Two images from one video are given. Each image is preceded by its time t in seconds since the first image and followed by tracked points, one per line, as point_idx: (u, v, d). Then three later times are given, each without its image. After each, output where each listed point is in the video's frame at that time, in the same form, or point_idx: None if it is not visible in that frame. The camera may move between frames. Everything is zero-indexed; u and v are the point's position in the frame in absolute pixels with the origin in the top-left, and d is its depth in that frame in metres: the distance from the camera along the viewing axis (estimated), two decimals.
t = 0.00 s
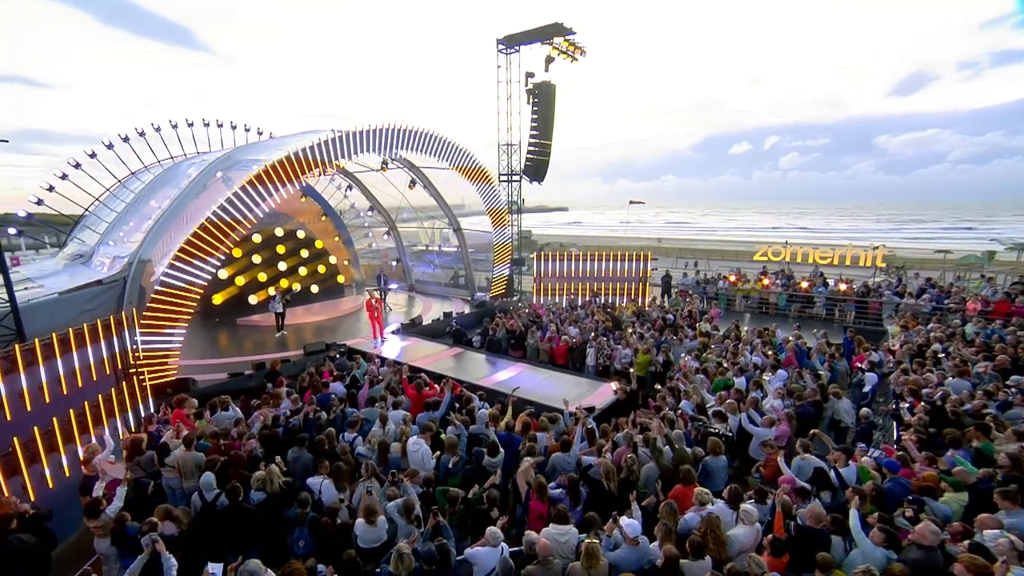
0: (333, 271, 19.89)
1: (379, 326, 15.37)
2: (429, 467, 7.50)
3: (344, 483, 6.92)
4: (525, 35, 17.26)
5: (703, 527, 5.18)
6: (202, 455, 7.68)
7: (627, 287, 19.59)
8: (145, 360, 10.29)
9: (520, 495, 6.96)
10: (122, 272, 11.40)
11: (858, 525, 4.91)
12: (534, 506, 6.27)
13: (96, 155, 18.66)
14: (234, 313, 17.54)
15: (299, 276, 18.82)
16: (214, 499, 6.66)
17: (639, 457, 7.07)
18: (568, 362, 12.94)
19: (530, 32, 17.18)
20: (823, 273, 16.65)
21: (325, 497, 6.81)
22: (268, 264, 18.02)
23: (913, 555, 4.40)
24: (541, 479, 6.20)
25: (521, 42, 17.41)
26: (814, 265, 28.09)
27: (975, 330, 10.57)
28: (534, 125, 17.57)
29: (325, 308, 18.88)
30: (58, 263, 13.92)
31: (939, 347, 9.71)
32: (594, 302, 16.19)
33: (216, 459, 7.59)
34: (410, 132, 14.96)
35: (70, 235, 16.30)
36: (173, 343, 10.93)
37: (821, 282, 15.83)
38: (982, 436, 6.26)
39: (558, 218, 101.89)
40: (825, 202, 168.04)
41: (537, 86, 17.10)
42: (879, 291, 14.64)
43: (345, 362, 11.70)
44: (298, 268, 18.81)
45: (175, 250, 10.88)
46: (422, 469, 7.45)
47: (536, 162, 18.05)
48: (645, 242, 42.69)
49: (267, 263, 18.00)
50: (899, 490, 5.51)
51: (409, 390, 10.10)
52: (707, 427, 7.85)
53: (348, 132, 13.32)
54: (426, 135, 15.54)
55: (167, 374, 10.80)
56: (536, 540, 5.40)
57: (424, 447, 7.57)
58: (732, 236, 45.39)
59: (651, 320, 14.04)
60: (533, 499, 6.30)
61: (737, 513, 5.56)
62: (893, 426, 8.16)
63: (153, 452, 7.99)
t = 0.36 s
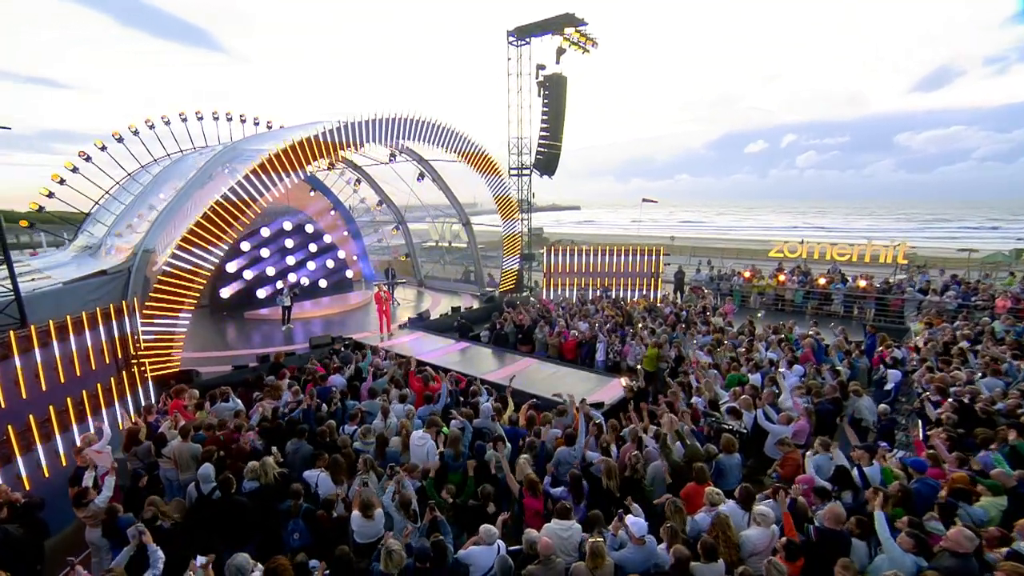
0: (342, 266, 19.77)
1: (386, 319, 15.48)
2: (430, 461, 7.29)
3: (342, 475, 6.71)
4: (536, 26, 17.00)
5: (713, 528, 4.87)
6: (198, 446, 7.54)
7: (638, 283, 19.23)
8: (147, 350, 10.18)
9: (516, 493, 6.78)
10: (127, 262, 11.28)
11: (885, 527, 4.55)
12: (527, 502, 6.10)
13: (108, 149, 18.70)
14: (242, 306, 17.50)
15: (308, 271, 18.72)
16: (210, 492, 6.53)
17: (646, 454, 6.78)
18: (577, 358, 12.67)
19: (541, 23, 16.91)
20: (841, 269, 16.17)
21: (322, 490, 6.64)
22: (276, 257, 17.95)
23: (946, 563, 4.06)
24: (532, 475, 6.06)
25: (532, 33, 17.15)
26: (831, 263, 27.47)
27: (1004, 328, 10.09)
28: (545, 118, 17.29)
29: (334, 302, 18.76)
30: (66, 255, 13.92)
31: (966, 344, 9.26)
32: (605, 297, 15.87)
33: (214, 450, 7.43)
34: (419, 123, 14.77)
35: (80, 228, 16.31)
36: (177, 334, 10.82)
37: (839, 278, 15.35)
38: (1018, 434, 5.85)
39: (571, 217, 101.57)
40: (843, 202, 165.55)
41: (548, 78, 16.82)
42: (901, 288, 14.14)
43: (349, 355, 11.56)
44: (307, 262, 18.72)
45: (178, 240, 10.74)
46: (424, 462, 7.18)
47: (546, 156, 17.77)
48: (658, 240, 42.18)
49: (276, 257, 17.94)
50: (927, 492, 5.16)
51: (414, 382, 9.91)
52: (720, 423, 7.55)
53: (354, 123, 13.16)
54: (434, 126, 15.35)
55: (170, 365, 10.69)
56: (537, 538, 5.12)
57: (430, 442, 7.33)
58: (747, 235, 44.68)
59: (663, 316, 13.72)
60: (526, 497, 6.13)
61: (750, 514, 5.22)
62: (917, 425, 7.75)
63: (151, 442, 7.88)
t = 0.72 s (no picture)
0: (351, 261, 19.61)
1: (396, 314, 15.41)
2: (433, 457, 7.06)
3: (340, 470, 6.47)
4: (548, 18, 16.69)
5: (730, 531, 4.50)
6: (195, 438, 7.39)
7: (652, 279, 18.80)
8: (150, 342, 10.05)
9: (512, 493, 6.45)
10: (132, 254, 11.20)
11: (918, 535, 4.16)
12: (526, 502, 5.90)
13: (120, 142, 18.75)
14: (250, 301, 17.41)
15: (317, 266, 18.58)
16: (202, 485, 6.27)
17: (654, 453, 6.66)
18: (587, 354, 12.37)
19: (554, 15, 16.59)
20: (863, 267, 15.60)
21: (319, 484, 6.42)
22: (285, 252, 17.85)
23: None
24: (530, 474, 5.85)
25: (544, 25, 16.84)
26: (851, 263, 26.76)
27: None
28: (557, 111, 16.96)
29: (342, 297, 18.59)
30: (76, 247, 13.92)
31: (1001, 343, 8.73)
32: (617, 293, 15.51)
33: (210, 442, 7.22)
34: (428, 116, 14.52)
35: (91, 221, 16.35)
36: (180, 325, 10.66)
37: (861, 276, 14.81)
38: None
39: (585, 218, 101.02)
40: (862, 204, 162.74)
41: (559, 71, 16.48)
42: (927, 286, 13.57)
43: (354, 348, 11.37)
44: (316, 257, 18.58)
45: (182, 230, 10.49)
46: (428, 462, 6.97)
47: (558, 150, 17.43)
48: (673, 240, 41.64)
49: (285, 251, 17.84)
50: (964, 497, 4.79)
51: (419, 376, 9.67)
52: (737, 421, 7.21)
53: (361, 114, 12.92)
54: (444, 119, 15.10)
55: (173, 357, 10.56)
56: (539, 539, 4.80)
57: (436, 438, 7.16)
58: (764, 235, 43.89)
59: (677, 313, 13.34)
60: (525, 497, 5.91)
61: (769, 519, 4.84)
62: (948, 427, 7.27)
63: (147, 433, 7.71)
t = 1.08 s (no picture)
0: (362, 257, 19.40)
1: (406, 309, 15.14)
2: (436, 454, 6.79)
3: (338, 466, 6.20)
4: (562, 9, 16.35)
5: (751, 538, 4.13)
6: (192, 430, 7.24)
7: (668, 277, 18.35)
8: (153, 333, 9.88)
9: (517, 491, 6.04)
10: (138, 245, 11.07)
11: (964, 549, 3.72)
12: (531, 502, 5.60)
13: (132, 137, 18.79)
14: (260, 296, 17.30)
15: (327, 261, 18.43)
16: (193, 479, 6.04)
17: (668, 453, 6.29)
18: (600, 351, 12.09)
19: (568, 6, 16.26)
20: (889, 264, 15.02)
21: (316, 479, 6.16)
22: (295, 247, 17.73)
23: None
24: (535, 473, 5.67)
25: (557, 16, 16.52)
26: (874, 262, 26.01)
27: None
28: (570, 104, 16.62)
29: (353, 292, 18.41)
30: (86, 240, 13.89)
31: None
32: (631, 290, 15.12)
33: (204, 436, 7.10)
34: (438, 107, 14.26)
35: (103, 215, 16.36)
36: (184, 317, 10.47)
37: (887, 273, 14.24)
38: None
39: (598, 218, 100.48)
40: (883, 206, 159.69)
41: (572, 63, 16.11)
42: (957, 284, 12.97)
43: (361, 343, 11.16)
44: (326, 253, 18.44)
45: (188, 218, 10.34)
46: (429, 461, 6.73)
47: (571, 144, 17.07)
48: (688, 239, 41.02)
49: (295, 247, 17.72)
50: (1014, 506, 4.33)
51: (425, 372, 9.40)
52: (758, 420, 6.84)
53: (369, 103, 12.71)
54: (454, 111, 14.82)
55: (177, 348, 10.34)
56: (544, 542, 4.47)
57: (440, 433, 6.89)
58: (783, 236, 43.05)
59: (693, 310, 12.95)
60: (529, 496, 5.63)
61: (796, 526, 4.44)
62: (987, 431, 6.78)
63: (145, 426, 7.56)
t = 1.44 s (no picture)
0: (374, 252, 19.21)
1: (416, 304, 14.84)
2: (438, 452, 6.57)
3: (337, 463, 5.95)
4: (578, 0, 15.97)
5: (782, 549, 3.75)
6: (189, 423, 7.07)
7: (685, 274, 17.89)
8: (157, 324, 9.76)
9: (531, 493, 5.69)
10: (144, 237, 10.91)
11: None
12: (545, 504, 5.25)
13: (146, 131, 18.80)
14: (270, 292, 17.19)
15: (338, 257, 18.27)
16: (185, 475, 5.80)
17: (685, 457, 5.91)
18: (615, 348, 11.80)
19: None
20: (919, 262, 14.40)
21: (313, 476, 5.97)
22: (306, 242, 17.60)
23: None
24: (552, 471, 5.30)
25: (574, 8, 16.14)
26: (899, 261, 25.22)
27: None
28: (585, 97, 16.22)
29: (364, 288, 18.24)
30: (97, 233, 13.83)
31: None
32: (647, 286, 14.72)
33: (201, 431, 7.01)
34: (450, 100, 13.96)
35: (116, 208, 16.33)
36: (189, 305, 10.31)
37: (916, 271, 13.64)
38: None
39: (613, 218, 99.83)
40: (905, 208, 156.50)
41: (587, 56, 15.69)
42: (992, 282, 12.35)
43: (368, 337, 10.90)
44: (337, 249, 18.27)
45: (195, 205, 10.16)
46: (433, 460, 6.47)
47: (586, 139, 16.70)
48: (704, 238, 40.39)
49: (306, 242, 17.60)
50: None
51: (432, 366, 9.17)
52: (784, 422, 6.41)
53: (377, 95, 12.40)
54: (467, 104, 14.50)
55: (183, 336, 10.20)
56: (552, 549, 4.14)
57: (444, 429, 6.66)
58: (804, 236, 42.14)
59: (712, 308, 12.50)
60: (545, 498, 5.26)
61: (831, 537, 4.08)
62: None
63: (143, 418, 7.37)
